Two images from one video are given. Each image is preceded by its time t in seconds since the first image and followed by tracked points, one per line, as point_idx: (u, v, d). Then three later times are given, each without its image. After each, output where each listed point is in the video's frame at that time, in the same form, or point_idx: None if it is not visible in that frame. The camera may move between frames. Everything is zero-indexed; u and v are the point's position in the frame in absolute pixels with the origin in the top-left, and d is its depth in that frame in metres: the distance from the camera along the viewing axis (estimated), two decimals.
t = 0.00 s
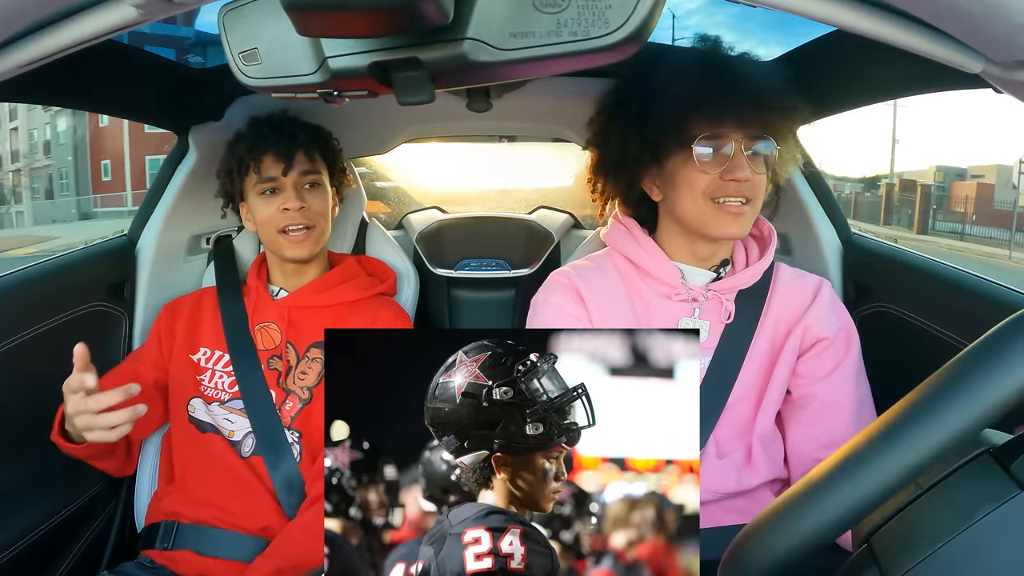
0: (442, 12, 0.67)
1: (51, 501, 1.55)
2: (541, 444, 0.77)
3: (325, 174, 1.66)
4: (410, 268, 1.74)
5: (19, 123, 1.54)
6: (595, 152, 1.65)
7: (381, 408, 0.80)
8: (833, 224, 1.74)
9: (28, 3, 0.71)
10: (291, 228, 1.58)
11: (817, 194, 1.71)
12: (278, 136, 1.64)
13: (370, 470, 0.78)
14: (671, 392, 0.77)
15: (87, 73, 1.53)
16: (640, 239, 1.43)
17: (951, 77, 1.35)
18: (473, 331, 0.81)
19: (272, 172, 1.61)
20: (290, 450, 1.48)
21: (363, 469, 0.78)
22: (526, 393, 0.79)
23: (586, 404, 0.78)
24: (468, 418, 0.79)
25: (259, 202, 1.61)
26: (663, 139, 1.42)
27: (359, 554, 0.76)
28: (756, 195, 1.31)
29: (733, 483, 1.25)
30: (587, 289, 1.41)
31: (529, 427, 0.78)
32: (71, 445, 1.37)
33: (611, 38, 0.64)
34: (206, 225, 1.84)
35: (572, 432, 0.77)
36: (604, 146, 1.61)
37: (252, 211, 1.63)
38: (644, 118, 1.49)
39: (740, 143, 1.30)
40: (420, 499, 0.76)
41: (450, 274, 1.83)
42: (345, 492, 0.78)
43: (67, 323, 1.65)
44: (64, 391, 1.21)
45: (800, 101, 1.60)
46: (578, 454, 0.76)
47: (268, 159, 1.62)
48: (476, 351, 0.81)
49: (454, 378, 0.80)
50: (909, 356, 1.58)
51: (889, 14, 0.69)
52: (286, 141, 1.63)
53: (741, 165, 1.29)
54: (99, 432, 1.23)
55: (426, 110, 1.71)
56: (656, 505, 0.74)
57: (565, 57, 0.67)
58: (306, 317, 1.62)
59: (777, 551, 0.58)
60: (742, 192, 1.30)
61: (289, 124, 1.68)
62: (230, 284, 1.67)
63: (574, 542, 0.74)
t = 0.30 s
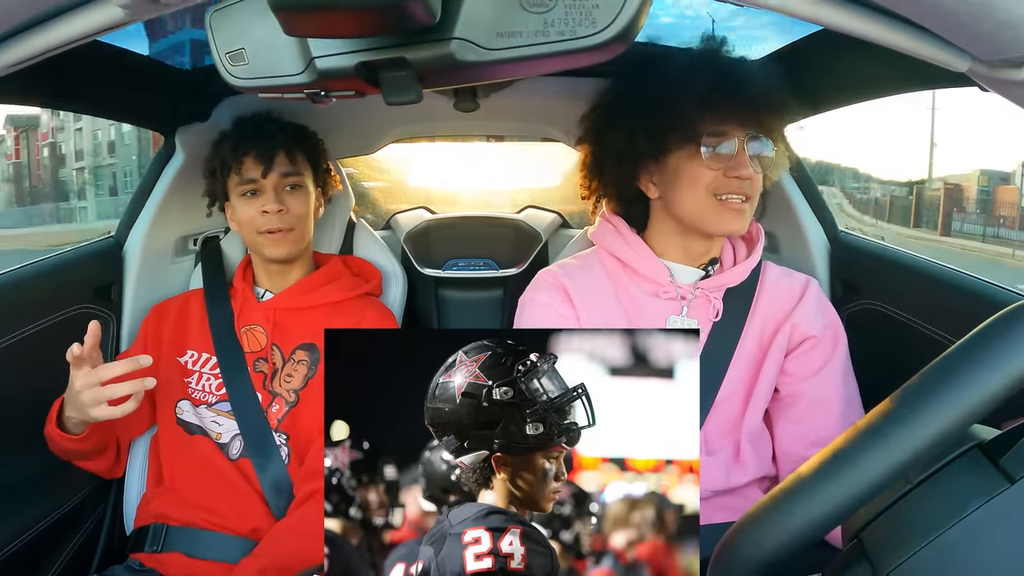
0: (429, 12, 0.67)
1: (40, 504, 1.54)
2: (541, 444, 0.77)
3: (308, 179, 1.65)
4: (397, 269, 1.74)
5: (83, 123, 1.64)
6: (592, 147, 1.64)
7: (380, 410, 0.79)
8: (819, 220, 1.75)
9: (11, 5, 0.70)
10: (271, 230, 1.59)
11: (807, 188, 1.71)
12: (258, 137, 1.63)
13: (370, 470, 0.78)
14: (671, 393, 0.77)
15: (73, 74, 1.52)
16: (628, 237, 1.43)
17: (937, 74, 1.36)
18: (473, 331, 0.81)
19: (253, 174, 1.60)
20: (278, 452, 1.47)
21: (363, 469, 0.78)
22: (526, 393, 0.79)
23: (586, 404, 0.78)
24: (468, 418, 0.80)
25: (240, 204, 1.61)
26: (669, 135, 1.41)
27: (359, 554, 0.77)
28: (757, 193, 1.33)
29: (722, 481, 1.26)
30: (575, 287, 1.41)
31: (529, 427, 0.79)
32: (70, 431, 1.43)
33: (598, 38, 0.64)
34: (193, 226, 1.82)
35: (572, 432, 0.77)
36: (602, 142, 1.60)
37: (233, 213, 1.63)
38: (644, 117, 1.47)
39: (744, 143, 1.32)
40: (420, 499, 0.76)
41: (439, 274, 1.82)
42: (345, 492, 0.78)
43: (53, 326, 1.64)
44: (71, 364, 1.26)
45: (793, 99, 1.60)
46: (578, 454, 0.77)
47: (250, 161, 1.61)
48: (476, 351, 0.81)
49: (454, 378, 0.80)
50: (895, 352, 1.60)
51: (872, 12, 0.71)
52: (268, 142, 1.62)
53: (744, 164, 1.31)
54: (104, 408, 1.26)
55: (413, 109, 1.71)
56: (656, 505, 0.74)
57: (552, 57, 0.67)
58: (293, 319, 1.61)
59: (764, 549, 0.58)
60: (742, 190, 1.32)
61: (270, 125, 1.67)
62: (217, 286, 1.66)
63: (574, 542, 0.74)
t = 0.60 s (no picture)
0: (422, 13, 0.67)
1: (30, 504, 1.54)
2: (541, 444, 0.78)
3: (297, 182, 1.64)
4: (387, 270, 1.73)
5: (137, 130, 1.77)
6: (577, 148, 1.62)
7: (381, 411, 0.80)
8: (809, 224, 1.75)
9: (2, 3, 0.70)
10: (258, 231, 1.60)
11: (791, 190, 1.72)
12: (245, 138, 1.62)
13: (370, 470, 0.79)
14: (670, 392, 0.78)
15: (63, 72, 1.51)
16: (615, 241, 1.44)
17: (927, 80, 1.37)
18: (474, 331, 0.82)
19: (240, 175, 1.60)
20: (267, 453, 1.46)
21: (363, 469, 0.79)
22: (526, 393, 0.79)
23: (586, 405, 0.78)
24: (468, 418, 0.80)
25: (229, 206, 1.61)
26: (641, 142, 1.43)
27: (359, 555, 0.77)
28: (731, 198, 1.37)
29: (712, 483, 1.26)
30: (562, 290, 1.42)
31: (529, 427, 0.79)
32: (58, 425, 1.41)
33: (590, 41, 0.64)
34: (183, 226, 1.80)
35: (572, 432, 0.78)
36: (586, 145, 1.59)
37: (222, 214, 1.63)
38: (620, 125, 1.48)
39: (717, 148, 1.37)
40: (420, 499, 0.77)
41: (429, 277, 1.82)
42: (345, 492, 0.78)
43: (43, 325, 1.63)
44: (59, 351, 1.24)
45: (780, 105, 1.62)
46: (578, 454, 0.78)
47: (236, 163, 1.60)
48: (476, 351, 0.81)
49: (454, 378, 0.81)
50: (885, 356, 1.61)
51: (858, 15, 0.71)
52: (252, 143, 1.61)
53: (718, 168, 1.36)
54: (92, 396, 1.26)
55: (405, 110, 1.71)
56: (656, 505, 0.75)
57: (544, 59, 0.67)
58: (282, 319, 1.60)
59: (754, 549, 0.58)
60: (717, 195, 1.36)
61: (257, 126, 1.66)
62: (208, 287, 1.65)
63: (574, 542, 0.76)
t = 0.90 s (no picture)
0: (412, 12, 0.67)
1: (26, 507, 1.54)
2: (541, 444, 0.79)
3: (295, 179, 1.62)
4: (380, 270, 1.73)
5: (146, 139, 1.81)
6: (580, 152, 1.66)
7: (381, 411, 0.81)
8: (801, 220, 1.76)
9: None
10: (258, 233, 1.60)
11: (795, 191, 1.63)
12: (245, 138, 1.60)
13: (370, 470, 0.79)
14: (670, 392, 0.80)
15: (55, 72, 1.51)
16: (609, 236, 1.44)
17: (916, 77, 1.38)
18: (474, 331, 0.83)
19: (242, 175, 1.57)
20: (260, 454, 1.46)
21: (363, 469, 0.79)
22: (526, 393, 0.80)
23: (586, 404, 0.80)
24: (468, 418, 0.81)
25: (228, 205, 1.59)
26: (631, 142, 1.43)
27: (359, 554, 0.78)
28: (709, 217, 1.36)
29: (707, 480, 1.26)
30: (555, 287, 1.42)
31: (529, 427, 0.80)
32: (56, 429, 1.42)
33: (581, 39, 0.64)
34: (175, 227, 1.78)
35: (572, 432, 0.79)
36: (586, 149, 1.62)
37: (219, 212, 1.61)
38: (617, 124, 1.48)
39: (703, 165, 1.34)
40: (420, 499, 0.78)
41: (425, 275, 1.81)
42: (345, 492, 0.79)
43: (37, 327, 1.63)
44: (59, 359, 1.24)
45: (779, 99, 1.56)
46: (578, 454, 0.79)
47: (239, 162, 1.58)
48: (476, 351, 0.82)
49: (454, 378, 0.82)
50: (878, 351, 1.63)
51: (846, 11, 0.72)
52: (255, 143, 1.59)
53: (696, 187, 1.34)
54: (93, 404, 1.25)
55: (397, 110, 1.72)
56: (656, 505, 0.77)
57: (536, 58, 0.67)
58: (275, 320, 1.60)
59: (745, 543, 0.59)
60: (695, 216, 1.36)
61: (256, 125, 1.64)
62: (200, 289, 1.65)
63: (574, 542, 0.77)
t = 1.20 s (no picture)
0: (410, 11, 0.66)
1: (24, 507, 1.53)
2: (541, 444, 0.80)
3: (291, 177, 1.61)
4: (377, 269, 1.72)
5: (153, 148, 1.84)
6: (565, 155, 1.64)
7: (381, 411, 0.82)
8: (799, 219, 1.76)
9: None
10: (256, 230, 1.55)
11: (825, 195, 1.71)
12: (242, 137, 1.60)
13: (370, 470, 0.80)
14: (670, 392, 0.80)
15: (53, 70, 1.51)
16: (604, 237, 1.44)
17: (916, 75, 1.37)
18: (474, 331, 0.84)
19: (238, 172, 1.57)
20: (257, 453, 1.45)
21: (363, 469, 0.80)
22: (526, 393, 0.81)
23: (586, 404, 0.80)
24: (468, 418, 0.81)
25: (224, 203, 1.57)
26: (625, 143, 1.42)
27: (359, 554, 0.78)
28: (718, 208, 1.31)
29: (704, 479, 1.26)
30: (551, 287, 1.42)
31: (529, 427, 0.80)
32: (57, 424, 1.43)
33: (578, 37, 0.64)
34: (172, 226, 1.81)
35: (572, 432, 0.80)
36: (572, 152, 1.60)
37: (217, 212, 1.59)
38: (609, 129, 1.47)
39: (706, 156, 1.29)
40: (420, 499, 0.78)
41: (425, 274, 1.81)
42: (345, 492, 0.80)
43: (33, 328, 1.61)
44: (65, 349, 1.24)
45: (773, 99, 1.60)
46: (578, 454, 0.79)
47: (234, 160, 1.58)
48: (476, 351, 0.83)
49: (454, 378, 0.82)
50: (876, 348, 1.63)
51: (845, 9, 0.71)
52: (253, 143, 1.59)
53: (705, 179, 1.29)
54: (97, 395, 1.26)
55: (394, 108, 1.71)
56: (656, 505, 0.77)
57: (534, 56, 0.67)
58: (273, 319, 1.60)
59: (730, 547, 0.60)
60: (705, 208, 1.30)
61: (254, 124, 1.63)
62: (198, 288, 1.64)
63: (574, 542, 0.77)
